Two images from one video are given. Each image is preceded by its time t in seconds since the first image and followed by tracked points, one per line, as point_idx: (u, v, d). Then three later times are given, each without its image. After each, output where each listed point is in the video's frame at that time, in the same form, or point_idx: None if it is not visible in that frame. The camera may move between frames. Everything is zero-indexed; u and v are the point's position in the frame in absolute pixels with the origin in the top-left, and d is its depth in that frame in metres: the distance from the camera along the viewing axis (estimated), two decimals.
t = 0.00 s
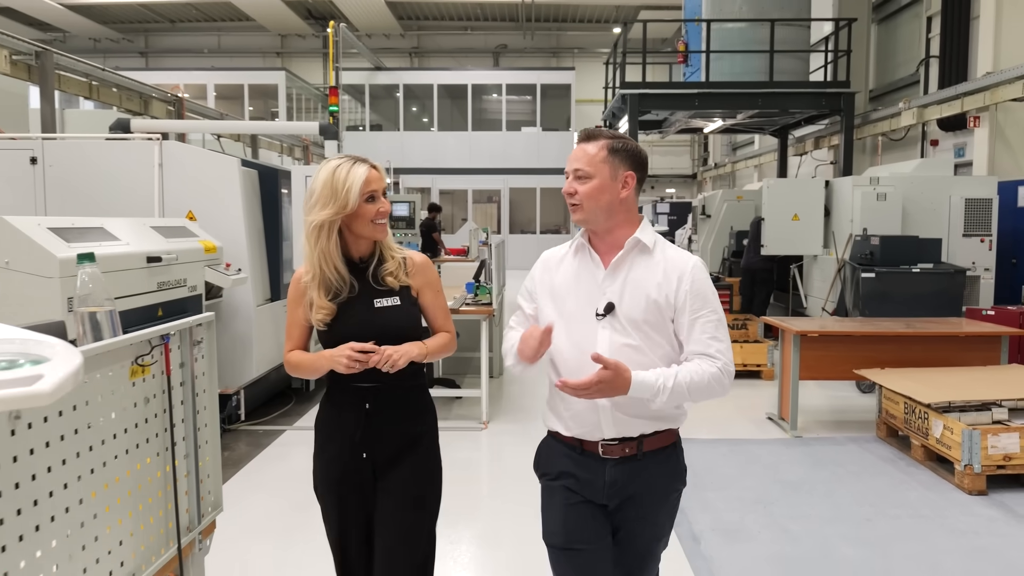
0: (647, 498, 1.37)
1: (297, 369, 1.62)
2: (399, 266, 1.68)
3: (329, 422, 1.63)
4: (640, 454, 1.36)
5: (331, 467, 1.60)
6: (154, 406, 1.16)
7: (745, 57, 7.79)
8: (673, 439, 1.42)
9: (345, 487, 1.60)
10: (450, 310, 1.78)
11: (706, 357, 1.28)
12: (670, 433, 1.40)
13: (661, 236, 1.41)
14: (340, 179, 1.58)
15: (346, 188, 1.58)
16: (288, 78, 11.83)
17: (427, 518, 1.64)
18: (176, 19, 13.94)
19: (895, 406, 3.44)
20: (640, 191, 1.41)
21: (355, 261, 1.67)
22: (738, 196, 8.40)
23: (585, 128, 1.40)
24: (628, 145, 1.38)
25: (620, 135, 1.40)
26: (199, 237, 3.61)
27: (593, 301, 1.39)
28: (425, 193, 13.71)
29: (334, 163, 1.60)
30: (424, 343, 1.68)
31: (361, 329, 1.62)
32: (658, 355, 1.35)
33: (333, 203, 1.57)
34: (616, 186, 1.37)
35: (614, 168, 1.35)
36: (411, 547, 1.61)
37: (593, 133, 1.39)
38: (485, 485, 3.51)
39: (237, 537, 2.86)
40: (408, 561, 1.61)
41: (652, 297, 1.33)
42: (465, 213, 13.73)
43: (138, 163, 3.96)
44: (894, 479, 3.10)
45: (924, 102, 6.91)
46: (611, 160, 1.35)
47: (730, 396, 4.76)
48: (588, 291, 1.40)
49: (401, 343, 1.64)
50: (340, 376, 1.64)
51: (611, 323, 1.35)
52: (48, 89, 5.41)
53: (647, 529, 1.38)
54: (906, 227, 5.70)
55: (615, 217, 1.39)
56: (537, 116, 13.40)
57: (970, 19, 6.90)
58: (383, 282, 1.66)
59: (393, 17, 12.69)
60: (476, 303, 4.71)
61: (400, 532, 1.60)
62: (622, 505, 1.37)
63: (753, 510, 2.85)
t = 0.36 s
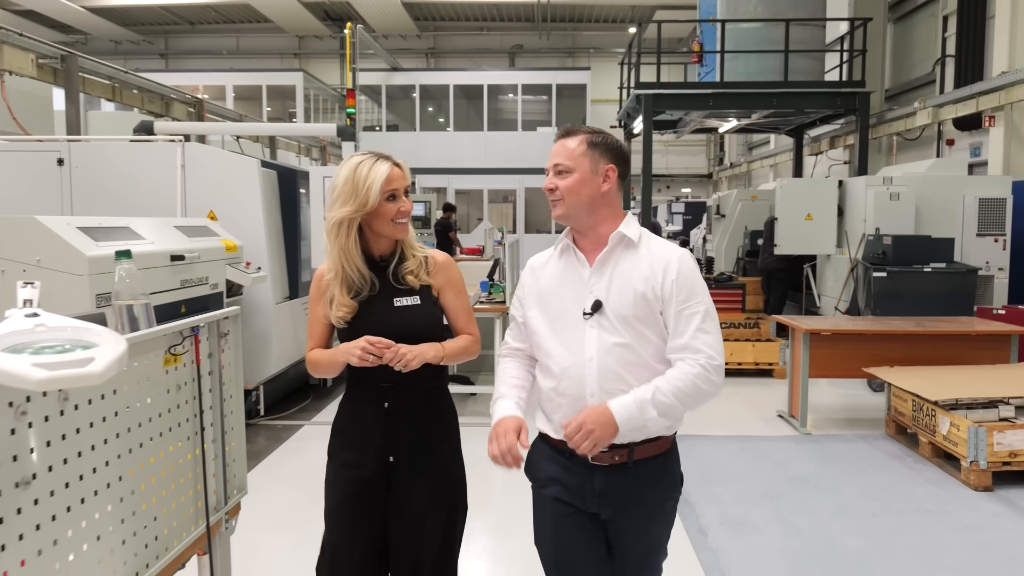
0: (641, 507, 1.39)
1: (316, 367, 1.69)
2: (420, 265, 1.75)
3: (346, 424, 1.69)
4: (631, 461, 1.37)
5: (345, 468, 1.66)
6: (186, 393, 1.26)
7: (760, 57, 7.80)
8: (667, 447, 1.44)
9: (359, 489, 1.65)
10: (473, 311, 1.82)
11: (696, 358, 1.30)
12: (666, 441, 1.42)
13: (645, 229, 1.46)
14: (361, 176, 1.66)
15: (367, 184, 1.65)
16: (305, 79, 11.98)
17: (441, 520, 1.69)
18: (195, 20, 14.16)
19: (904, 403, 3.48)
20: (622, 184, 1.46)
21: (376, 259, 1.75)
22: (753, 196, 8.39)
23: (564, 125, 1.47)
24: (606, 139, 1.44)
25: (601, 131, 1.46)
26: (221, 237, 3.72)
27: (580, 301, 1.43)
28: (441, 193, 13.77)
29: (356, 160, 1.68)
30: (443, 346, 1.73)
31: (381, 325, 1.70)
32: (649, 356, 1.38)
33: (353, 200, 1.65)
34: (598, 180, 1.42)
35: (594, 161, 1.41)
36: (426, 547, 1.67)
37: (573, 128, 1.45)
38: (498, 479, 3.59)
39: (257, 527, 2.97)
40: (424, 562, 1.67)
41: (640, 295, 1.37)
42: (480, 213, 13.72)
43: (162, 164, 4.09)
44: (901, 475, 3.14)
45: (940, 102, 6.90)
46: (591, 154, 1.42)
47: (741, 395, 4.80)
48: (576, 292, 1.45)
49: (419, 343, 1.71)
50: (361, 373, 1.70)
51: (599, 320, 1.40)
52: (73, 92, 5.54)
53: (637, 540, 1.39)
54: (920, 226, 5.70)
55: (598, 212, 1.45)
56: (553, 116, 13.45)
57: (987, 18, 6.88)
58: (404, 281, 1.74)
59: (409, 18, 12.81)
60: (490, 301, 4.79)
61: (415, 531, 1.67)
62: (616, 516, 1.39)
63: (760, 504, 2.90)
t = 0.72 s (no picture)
0: (631, 509, 1.35)
1: (331, 365, 1.72)
2: (438, 265, 1.82)
3: (361, 422, 1.71)
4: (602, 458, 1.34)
5: (361, 465, 1.68)
6: (218, 381, 1.34)
7: (772, 57, 7.83)
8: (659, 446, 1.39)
9: (379, 487, 1.68)
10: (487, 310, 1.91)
11: (677, 369, 1.28)
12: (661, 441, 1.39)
13: (643, 227, 1.44)
14: (378, 177, 1.70)
15: (383, 185, 1.70)
16: (319, 79, 12.11)
17: (455, 515, 1.73)
18: (210, 22, 14.34)
19: (910, 400, 3.52)
20: (627, 184, 1.45)
21: (394, 258, 1.81)
22: (764, 195, 8.41)
23: (574, 120, 1.46)
24: (615, 137, 1.43)
25: (607, 128, 1.45)
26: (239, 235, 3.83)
27: (568, 296, 1.48)
28: (453, 193, 13.82)
29: (372, 161, 1.72)
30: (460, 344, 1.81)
31: (402, 323, 1.75)
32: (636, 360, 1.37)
33: (370, 201, 1.69)
34: (604, 180, 1.42)
35: (601, 161, 1.41)
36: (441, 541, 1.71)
37: (580, 125, 1.44)
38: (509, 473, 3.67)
39: (276, 516, 3.06)
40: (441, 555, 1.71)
41: (627, 297, 1.36)
42: (492, 212, 13.77)
43: (182, 165, 4.20)
44: (907, 470, 3.19)
45: (951, 102, 6.91)
46: (598, 153, 1.41)
47: (750, 393, 4.85)
48: (568, 288, 1.49)
49: (439, 342, 1.78)
50: (378, 371, 1.72)
51: (582, 316, 1.43)
52: (95, 94, 5.66)
53: (624, 542, 1.34)
54: (929, 226, 5.72)
55: (603, 211, 1.44)
56: (565, 116, 13.51)
57: (999, 18, 6.88)
58: (423, 281, 1.80)
59: (422, 19, 12.92)
60: (502, 300, 4.88)
61: (432, 526, 1.72)
62: (606, 519, 1.36)
63: (766, 498, 2.96)
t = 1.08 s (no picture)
0: (636, 509, 1.39)
1: (337, 367, 1.72)
2: (443, 266, 1.85)
3: (366, 425, 1.71)
4: (614, 457, 1.42)
5: (366, 470, 1.68)
6: (247, 369, 1.42)
7: (775, 59, 7.91)
8: (667, 445, 1.43)
9: (387, 490, 1.68)
10: (488, 313, 1.95)
11: (660, 368, 1.29)
12: (667, 443, 1.42)
13: (655, 232, 1.48)
14: (385, 177, 1.73)
15: (390, 186, 1.73)
16: (325, 80, 12.24)
17: (464, 513, 1.76)
18: (217, 23, 14.49)
19: (907, 396, 3.60)
20: (653, 189, 1.51)
21: (400, 258, 1.83)
22: (767, 196, 8.50)
23: (598, 122, 1.48)
24: (643, 141, 1.46)
25: (635, 130, 1.48)
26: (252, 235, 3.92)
27: (581, 299, 1.56)
28: (458, 193, 13.96)
29: (379, 162, 1.75)
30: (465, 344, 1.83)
31: (409, 323, 1.77)
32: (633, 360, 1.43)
33: (377, 201, 1.73)
34: (632, 185, 1.47)
35: (630, 166, 1.45)
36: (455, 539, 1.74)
37: (606, 126, 1.46)
38: (515, 469, 3.77)
39: (290, 508, 3.17)
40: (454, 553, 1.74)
41: (626, 298, 1.41)
42: (497, 213, 13.97)
43: (196, 166, 4.31)
44: (903, 464, 3.27)
45: (953, 103, 6.97)
46: (627, 158, 1.45)
47: (751, 390, 4.93)
48: (581, 290, 1.57)
49: (444, 341, 1.80)
50: (382, 370, 1.72)
51: (589, 319, 1.50)
52: (107, 96, 5.75)
53: (630, 539, 1.39)
54: (930, 226, 5.79)
55: (628, 212, 1.49)
56: (570, 117, 13.59)
57: (1000, 20, 6.94)
58: (429, 282, 1.82)
59: (427, 21, 13.03)
60: (507, 298, 4.97)
61: (440, 526, 1.73)
62: (614, 517, 1.42)
63: (765, 490, 3.04)
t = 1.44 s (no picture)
0: (669, 538, 1.28)
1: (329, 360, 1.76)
2: (437, 264, 1.84)
3: (358, 424, 1.74)
4: (650, 474, 1.32)
5: (359, 468, 1.71)
6: (263, 359, 1.50)
7: (773, 60, 7.99)
8: (708, 467, 1.30)
9: (380, 487, 1.70)
10: (486, 311, 1.93)
11: (673, 364, 1.18)
12: (705, 460, 1.30)
13: (692, 232, 1.34)
14: (374, 175, 1.72)
15: (380, 184, 1.72)
16: (327, 81, 12.35)
17: (458, 508, 1.76)
18: (219, 24, 14.59)
19: (898, 392, 3.68)
20: (687, 187, 1.37)
21: (394, 256, 1.84)
22: (766, 196, 8.60)
23: (621, 121, 1.35)
24: (672, 137, 1.32)
25: (660, 124, 1.34)
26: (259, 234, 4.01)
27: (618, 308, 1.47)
28: (460, 193, 14.14)
29: (370, 160, 1.75)
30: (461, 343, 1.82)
31: (398, 322, 1.77)
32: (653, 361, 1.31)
33: (367, 200, 1.72)
34: (662, 188, 1.34)
35: (656, 170, 1.32)
36: (452, 536, 1.76)
37: (629, 126, 1.33)
38: (516, 464, 3.85)
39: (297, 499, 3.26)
40: (451, 551, 1.76)
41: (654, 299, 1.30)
42: (497, 212, 14.24)
43: (202, 167, 4.40)
44: (893, 457, 3.36)
45: (949, 104, 7.04)
46: (653, 160, 1.31)
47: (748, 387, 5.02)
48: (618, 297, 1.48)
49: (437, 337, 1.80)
50: (374, 369, 1.75)
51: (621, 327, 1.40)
52: (115, 98, 5.80)
53: (661, 571, 1.29)
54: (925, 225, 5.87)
55: (661, 216, 1.36)
56: (570, 117, 13.69)
57: (996, 21, 7.02)
58: (422, 280, 1.82)
59: (429, 21, 13.12)
60: (508, 296, 5.06)
61: (434, 523, 1.75)
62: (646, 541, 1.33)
63: (759, 483, 3.13)
